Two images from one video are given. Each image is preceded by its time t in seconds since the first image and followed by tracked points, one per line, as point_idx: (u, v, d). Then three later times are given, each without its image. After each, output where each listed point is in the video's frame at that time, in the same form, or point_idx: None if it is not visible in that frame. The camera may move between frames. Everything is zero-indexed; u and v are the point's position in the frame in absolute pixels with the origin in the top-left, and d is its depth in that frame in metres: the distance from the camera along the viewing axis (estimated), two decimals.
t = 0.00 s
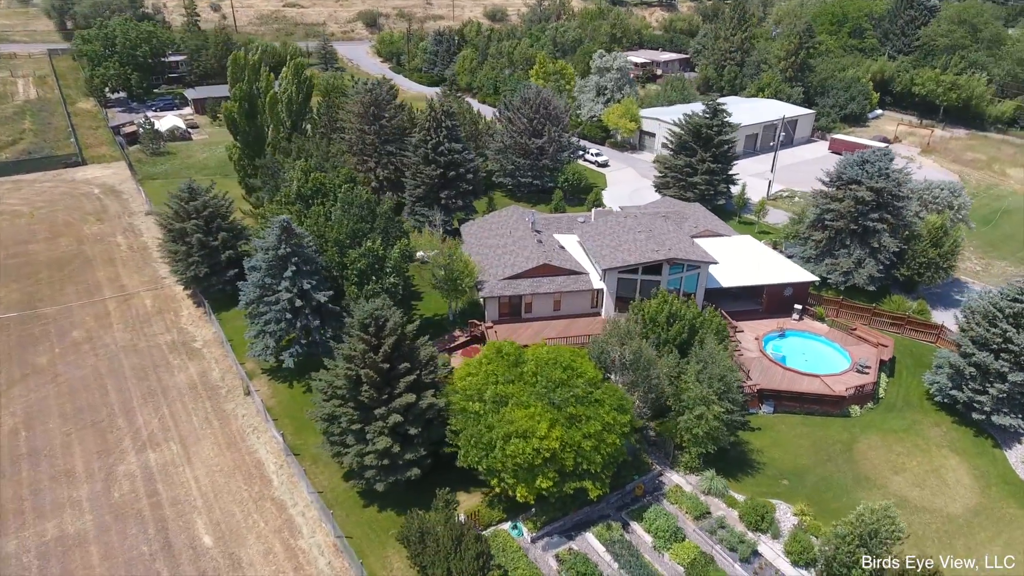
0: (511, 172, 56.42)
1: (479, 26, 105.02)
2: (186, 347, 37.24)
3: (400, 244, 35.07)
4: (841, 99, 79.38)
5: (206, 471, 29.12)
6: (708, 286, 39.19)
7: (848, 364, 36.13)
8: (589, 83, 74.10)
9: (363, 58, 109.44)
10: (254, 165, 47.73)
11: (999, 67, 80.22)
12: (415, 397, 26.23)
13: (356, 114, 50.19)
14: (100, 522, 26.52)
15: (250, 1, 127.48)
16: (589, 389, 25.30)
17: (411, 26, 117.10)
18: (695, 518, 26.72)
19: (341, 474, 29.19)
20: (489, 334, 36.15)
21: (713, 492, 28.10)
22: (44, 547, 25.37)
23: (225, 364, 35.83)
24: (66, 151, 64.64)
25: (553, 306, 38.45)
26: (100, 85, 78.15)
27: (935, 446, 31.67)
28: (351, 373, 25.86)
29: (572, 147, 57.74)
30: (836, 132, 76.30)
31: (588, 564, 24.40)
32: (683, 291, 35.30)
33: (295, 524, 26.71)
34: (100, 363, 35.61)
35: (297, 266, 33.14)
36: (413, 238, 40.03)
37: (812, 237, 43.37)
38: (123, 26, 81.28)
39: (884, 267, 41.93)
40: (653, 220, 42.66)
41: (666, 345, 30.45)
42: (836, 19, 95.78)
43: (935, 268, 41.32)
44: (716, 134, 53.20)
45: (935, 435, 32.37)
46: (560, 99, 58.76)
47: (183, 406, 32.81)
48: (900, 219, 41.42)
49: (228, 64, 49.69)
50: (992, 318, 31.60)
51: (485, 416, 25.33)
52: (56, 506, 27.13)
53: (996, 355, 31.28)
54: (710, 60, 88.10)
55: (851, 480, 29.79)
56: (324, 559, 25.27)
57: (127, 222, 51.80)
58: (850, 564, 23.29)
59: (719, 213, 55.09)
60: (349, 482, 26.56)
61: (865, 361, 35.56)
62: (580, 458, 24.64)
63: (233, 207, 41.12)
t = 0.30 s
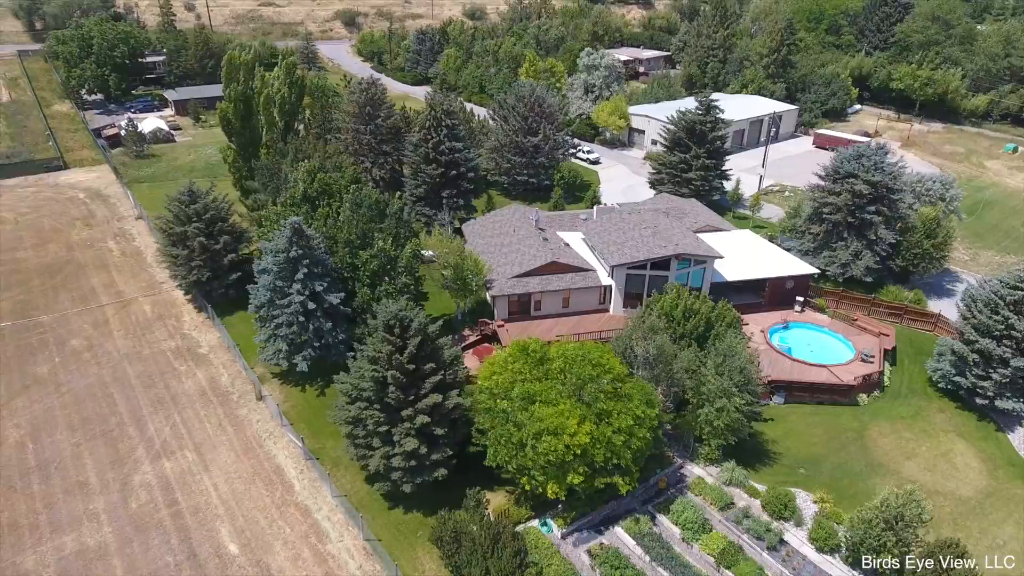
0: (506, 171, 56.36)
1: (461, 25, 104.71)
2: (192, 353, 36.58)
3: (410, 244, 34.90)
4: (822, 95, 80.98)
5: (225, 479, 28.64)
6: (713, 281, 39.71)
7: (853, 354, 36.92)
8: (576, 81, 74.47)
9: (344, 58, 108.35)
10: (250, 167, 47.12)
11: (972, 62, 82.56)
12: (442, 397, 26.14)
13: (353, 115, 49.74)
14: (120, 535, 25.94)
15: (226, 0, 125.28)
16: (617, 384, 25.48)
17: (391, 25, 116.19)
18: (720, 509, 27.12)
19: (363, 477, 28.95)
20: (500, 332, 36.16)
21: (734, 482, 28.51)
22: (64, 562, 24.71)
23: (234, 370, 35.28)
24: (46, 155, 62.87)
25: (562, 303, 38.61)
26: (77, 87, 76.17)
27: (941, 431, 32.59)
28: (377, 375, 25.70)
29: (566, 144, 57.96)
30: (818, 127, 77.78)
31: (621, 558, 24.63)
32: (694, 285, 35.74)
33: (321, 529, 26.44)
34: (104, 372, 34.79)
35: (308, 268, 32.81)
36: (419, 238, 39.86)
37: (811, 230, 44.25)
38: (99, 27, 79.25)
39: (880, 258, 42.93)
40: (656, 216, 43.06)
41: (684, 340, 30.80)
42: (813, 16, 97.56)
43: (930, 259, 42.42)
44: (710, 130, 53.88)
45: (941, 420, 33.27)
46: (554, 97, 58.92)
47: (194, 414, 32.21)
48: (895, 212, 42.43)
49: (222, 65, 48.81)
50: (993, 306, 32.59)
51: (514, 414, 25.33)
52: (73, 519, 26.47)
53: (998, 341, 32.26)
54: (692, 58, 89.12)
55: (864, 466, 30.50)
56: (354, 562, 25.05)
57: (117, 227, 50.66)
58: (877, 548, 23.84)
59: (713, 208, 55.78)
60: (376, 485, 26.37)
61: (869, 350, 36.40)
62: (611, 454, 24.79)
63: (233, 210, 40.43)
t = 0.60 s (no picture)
0: (503, 169, 56.31)
1: (443, 24, 104.21)
2: (198, 359, 35.91)
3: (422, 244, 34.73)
4: (804, 90, 82.45)
5: (246, 485, 28.20)
6: (718, 275, 40.21)
7: (856, 343, 37.76)
8: (564, 79, 74.70)
9: (324, 57, 107.08)
10: (247, 169, 46.42)
11: (946, 58, 84.86)
12: (469, 397, 26.10)
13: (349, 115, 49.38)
14: (143, 546, 25.38)
15: None
16: (645, 380, 25.76)
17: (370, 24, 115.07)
18: (744, 499, 27.57)
19: (386, 480, 28.73)
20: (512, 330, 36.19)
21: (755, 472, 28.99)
22: None
23: (244, 375, 34.72)
24: (25, 159, 61.01)
25: (570, 300, 38.76)
26: (53, 89, 74.02)
27: (946, 416, 33.54)
28: (405, 376, 25.55)
29: (560, 142, 58.15)
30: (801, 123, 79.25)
31: (652, 551, 24.92)
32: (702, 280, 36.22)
33: (349, 532, 26.22)
34: (109, 381, 33.97)
35: (320, 270, 32.42)
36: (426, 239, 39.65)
37: (808, 224, 45.08)
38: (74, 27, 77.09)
39: (876, 250, 43.94)
40: (659, 212, 43.45)
41: (701, 334, 31.20)
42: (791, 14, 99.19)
43: (923, 250, 43.58)
44: (703, 127, 54.45)
45: (945, 406, 34.21)
46: (547, 95, 59.01)
47: (207, 420, 31.64)
48: (889, 205, 43.44)
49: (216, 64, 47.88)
50: (994, 294, 33.61)
51: (543, 412, 25.43)
52: (92, 532, 25.82)
53: (999, 328, 33.29)
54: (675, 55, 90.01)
55: (877, 453, 31.23)
56: (386, 565, 24.90)
57: (107, 232, 49.45)
58: (901, 532, 24.48)
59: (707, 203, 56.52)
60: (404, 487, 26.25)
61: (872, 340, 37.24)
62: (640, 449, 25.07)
63: (234, 213, 39.73)
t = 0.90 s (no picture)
0: (496, 167, 56.19)
1: (422, 23, 103.52)
2: (204, 365, 35.23)
3: (431, 243, 34.57)
4: (783, 87, 83.98)
5: (267, 492, 27.80)
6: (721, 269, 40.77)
7: (856, 333, 38.67)
8: (550, 77, 74.88)
9: (302, 57, 105.64)
10: (241, 171, 45.71)
11: (918, 53, 87.22)
12: (495, 396, 26.12)
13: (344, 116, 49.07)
14: (167, 558, 24.85)
15: None
16: (669, 374, 26.09)
17: (347, 24, 113.79)
18: (764, 488, 28.09)
19: (409, 481, 28.56)
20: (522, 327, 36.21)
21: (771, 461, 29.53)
22: None
23: (253, 380, 34.18)
24: (1, 164, 59.09)
25: (577, 297, 38.91)
26: (26, 92, 71.74)
27: (947, 401, 34.57)
28: (431, 377, 25.47)
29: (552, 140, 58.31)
30: (782, 118, 80.72)
31: (682, 542, 25.28)
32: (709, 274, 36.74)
33: (377, 535, 26.02)
34: (113, 390, 33.14)
35: (332, 272, 32.05)
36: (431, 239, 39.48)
37: (803, 217, 45.97)
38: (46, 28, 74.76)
39: (869, 241, 45.02)
40: (659, 208, 43.89)
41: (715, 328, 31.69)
42: (767, 11, 100.96)
43: (914, 240, 44.79)
44: (695, 123, 55.07)
45: (945, 391, 35.25)
46: (538, 94, 59.16)
47: (220, 427, 31.07)
48: (881, 197, 44.52)
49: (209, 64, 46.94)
50: (989, 282, 34.76)
51: (572, 408, 25.58)
52: (113, 546, 25.19)
53: (995, 315, 34.43)
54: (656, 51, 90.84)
55: (885, 439, 32.04)
56: (419, 566, 24.78)
57: (96, 238, 48.18)
58: (921, 514, 25.23)
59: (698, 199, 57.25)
60: (431, 487, 26.18)
61: (872, 329, 38.18)
62: (668, 441, 25.41)
63: (234, 217, 38.99)
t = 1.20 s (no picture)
0: (490, 166, 56.06)
1: (401, 22, 102.80)
2: (212, 372, 34.56)
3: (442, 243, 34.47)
4: (763, 83, 85.44)
5: (291, 498, 27.42)
6: (723, 263, 41.36)
7: (856, 322, 39.61)
8: (536, 75, 75.06)
9: (278, 57, 104.10)
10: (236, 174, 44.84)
11: (891, 49, 89.52)
12: (522, 393, 26.17)
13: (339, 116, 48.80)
14: (194, 568, 24.37)
15: None
16: (693, 367, 26.47)
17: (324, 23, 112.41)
18: (784, 476, 28.70)
19: (433, 482, 28.45)
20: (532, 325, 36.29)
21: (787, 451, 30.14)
22: None
23: (264, 386, 33.66)
24: None
25: (584, 294, 39.14)
26: None
27: (947, 386, 35.64)
28: (459, 377, 25.41)
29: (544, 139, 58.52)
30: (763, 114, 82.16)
31: (711, 532, 25.67)
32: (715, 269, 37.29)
33: (407, 538, 25.87)
34: (120, 400, 32.33)
35: (344, 273, 31.76)
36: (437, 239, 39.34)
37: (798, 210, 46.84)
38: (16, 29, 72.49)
39: (861, 233, 46.12)
40: (659, 204, 44.39)
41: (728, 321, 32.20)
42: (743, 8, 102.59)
43: (904, 231, 46.05)
44: (686, 120, 55.76)
45: (945, 377, 36.34)
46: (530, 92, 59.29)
47: (235, 434, 30.55)
48: (873, 190, 45.63)
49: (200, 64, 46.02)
50: (985, 270, 35.92)
51: (600, 404, 25.77)
52: (136, 559, 24.62)
53: (991, 302, 35.64)
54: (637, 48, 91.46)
55: (893, 425, 32.92)
56: (452, 567, 24.73)
57: (84, 244, 46.90)
58: (939, 496, 26.02)
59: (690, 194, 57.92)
60: (460, 487, 26.13)
61: (871, 319, 39.13)
62: (694, 434, 25.78)
63: (235, 220, 38.32)
